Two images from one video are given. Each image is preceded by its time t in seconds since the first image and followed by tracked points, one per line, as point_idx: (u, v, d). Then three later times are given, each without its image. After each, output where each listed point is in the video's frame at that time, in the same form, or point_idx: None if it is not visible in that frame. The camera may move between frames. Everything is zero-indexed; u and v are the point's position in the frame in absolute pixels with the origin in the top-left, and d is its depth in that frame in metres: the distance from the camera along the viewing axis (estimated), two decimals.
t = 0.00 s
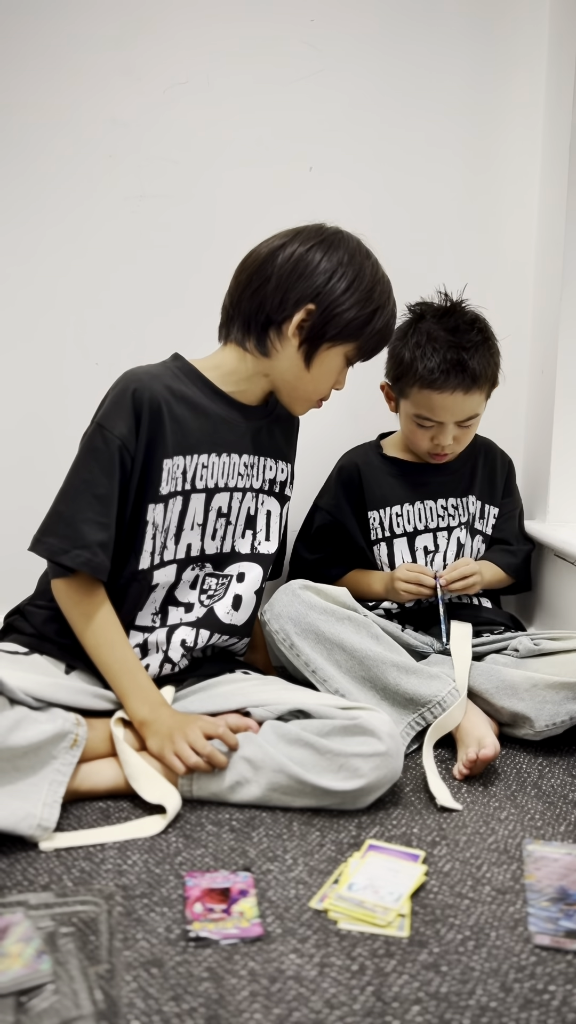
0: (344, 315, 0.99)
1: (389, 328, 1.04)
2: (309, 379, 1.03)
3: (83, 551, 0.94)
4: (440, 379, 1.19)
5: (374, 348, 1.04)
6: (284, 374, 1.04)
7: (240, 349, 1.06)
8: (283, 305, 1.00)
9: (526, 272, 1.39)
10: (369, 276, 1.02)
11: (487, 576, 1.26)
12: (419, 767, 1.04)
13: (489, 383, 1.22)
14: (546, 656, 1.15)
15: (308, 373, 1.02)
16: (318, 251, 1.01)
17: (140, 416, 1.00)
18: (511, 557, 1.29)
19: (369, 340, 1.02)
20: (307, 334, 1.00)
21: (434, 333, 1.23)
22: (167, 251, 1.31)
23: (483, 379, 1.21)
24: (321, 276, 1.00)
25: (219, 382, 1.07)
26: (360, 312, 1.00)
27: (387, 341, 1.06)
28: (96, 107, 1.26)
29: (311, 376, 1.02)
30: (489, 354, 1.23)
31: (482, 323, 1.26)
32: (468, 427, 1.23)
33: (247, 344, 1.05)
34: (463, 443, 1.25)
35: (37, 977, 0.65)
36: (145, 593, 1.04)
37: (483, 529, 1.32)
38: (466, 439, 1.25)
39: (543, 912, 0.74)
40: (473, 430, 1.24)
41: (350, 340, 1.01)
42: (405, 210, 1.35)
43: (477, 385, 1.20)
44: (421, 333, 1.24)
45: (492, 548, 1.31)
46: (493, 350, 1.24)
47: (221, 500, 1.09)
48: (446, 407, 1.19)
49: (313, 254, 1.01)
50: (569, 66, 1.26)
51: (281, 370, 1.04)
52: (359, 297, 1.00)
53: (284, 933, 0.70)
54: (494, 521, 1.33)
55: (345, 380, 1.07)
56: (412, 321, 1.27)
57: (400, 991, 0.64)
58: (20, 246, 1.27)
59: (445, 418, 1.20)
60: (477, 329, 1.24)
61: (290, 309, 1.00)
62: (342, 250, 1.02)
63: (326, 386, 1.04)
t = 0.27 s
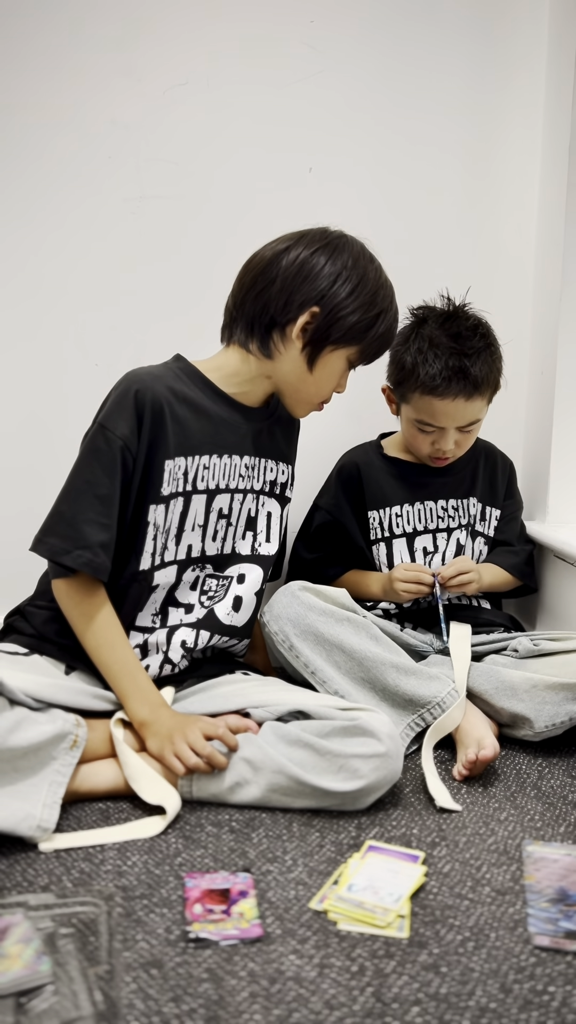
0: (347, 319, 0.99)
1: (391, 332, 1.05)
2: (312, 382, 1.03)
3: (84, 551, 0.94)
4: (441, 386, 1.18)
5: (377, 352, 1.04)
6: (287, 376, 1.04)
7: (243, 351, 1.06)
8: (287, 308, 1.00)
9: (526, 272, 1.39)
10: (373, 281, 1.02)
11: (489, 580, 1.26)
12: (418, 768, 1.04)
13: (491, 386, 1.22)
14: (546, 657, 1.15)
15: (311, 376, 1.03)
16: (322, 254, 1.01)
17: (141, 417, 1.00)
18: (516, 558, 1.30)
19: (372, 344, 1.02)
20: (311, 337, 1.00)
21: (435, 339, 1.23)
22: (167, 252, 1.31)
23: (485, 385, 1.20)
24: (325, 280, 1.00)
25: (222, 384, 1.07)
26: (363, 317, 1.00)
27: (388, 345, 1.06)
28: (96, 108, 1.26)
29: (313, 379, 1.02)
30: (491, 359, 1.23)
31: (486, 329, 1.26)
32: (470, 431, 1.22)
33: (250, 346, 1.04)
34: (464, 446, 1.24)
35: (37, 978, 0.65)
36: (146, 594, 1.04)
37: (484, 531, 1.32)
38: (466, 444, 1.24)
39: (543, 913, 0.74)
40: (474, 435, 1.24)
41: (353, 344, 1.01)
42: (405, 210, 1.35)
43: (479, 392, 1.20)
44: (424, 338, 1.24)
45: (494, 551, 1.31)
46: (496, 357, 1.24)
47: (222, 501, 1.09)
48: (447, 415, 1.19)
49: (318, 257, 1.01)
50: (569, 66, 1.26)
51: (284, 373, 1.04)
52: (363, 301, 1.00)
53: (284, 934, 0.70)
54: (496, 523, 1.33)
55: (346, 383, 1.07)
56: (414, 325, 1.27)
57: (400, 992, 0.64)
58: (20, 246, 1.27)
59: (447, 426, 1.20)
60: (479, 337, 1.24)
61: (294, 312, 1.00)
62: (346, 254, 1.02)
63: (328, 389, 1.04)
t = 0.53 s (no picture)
0: (350, 322, 1.00)
1: (392, 335, 1.05)
2: (313, 383, 1.03)
3: (85, 552, 0.94)
4: (442, 387, 1.18)
5: (378, 354, 1.04)
6: (288, 378, 1.04)
7: (245, 352, 1.06)
8: (290, 310, 1.00)
9: (525, 272, 1.39)
10: (375, 284, 1.02)
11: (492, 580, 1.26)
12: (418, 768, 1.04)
13: (492, 385, 1.22)
14: (546, 658, 1.15)
15: (312, 378, 1.03)
16: (324, 257, 1.01)
17: (143, 417, 1.00)
18: (517, 560, 1.30)
19: (373, 347, 1.03)
20: (314, 339, 1.00)
21: (436, 339, 1.23)
22: (167, 253, 1.31)
23: (485, 385, 1.20)
24: (328, 282, 1.00)
25: (224, 384, 1.07)
26: (365, 320, 1.01)
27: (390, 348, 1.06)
28: (96, 108, 1.26)
29: (315, 381, 1.03)
30: (491, 360, 1.23)
31: (486, 328, 1.26)
32: (471, 431, 1.23)
33: (252, 348, 1.04)
34: (465, 445, 1.24)
35: (37, 979, 0.65)
36: (146, 595, 1.04)
37: (487, 534, 1.32)
38: (467, 444, 1.24)
39: (542, 915, 0.74)
40: (475, 435, 1.24)
41: (355, 346, 1.01)
42: (404, 210, 1.35)
43: (480, 392, 1.20)
44: (425, 339, 1.24)
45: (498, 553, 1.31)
46: (497, 359, 1.24)
47: (222, 502, 1.09)
48: (447, 415, 1.20)
49: (320, 260, 1.01)
50: (568, 66, 1.26)
51: (285, 374, 1.04)
52: (365, 304, 1.01)
53: (283, 935, 0.70)
54: (499, 525, 1.33)
55: (347, 385, 1.08)
56: (415, 325, 1.27)
57: (400, 992, 0.64)
58: (20, 247, 1.27)
59: (447, 425, 1.20)
60: (480, 336, 1.24)
61: (297, 313, 1.00)
62: (349, 257, 1.02)
63: (329, 391, 1.04)
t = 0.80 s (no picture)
0: (350, 323, 1.00)
1: (393, 337, 1.05)
2: (313, 384, 1.03)
3: (86, 552, 0.94)
4: (444, 385, 1.19)
5: (378, 356, 1.04)
6: (288, 379, 1.04)
7: (245, 353, 1.06)
8: (290, 310, 1.00)
9: (525, 272, 1.39)
10: (376, 286, 1.02)
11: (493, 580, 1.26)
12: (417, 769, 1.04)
13: (494, 385, 1.22)
14: (546, 659, 1.16)
15: (312, 378, 1.03)
16: (325, 259, 1.01)
17: (143, 417, 1.00)
18: (518, 560, 1.30)
19: (374, 349, 1.03)
20: (314, 341, 1.00)
21: (438, 339, 1.23)
22: (167, 253, 1.31)
23: (487, 386, 1.21)
24: (329, 283, 1.00)
25: (225, 384, 1.07)
26: (366, 321, 1.01)
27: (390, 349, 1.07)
28: (96, 108, 1.26)
29: (315, 382, 1.03)
30: (493, 359, 1.23)
31: (488, 329, 1.26)
32: (473, 431, 1.23)
33: (253, 348, 1.04)
34: (466, 445, 1.24)
35: (37, 979, 0.65)
36: (146, 595, 1.04)
37: (488, 535, 1.32)
38: (469, 444, 1.24)
39: (542, 915, 0.74)
40: (477, 435, 1.24)
41: (355, 347, 1.01)
42: (404, 210, 1.35)
43: (481, 392, 1.20)
44: (427, 338, 1.24)
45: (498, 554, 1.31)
46: (499, 360, 1.24)
47: (222, 503, 1.09)
48: (449, 415, 1.20)
49: (321, 262, 1.01)
50: (568, 66, 1.26)
51: (286, 375, 1.04)
52: (365, 306, 1.01)
53: (283, 936, 0.70)
54: (499, 527, 1.33)
55: (347, 386, 1.08)
56: (417, 325, 1.27)
57: (399, 993, 0.64)
58: (20, 246, 1.27)
59: (449, 424, 1.20)
60: (482, 336, 1.24)
61: (298, 314, 1.00)
62: (349, 258, 1.02)
63: (329, 392, 1.04)
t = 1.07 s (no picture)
0: (350, 324, 1.00)
1: (393, 338, 1.05)
2: (313, 384, 1.03)
3: (86, 552, 0.94)
4: (444, 377, 1.19)
5: (378, 357, 1.04)
6: (288, 379, 1.04)
7: (245, 353, 1.06)
8: (291, 311, 1.00)
9: (525, 271, 1.39)
10: (376, 287, 1.02)
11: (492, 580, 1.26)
12: (417, 769, 1.04)
13: (494, 382, 1.22)
14: (545, 659, 1.15)
15: (312, 379, 1.03)
16: (326, 259, 1.01)
17: (143, 417, 1.00)
18: (516, 560, 1.30)
19: (373, 350, 1.03)
20: (314, 341, 1.00)
21: (436, 332, 1.24)
22: (167, 253, 1.31)
23: (487, 378, 1.21)
24: (330, 284, 1.00)
25: (225, 384, 1.07)
26: (366, 323, 1.01)
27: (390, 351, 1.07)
28: (96, 107, 1.26)
29: (315, 382, 1.03)
30: (493, 355, 1.23)
31: (485, 324, 1.26)
32: (474, 427, 1.22)
33: (253, 348, 1.04)
34: (468, 445, 1.24)
35: (36, 979, 0.65)
36: (145, 595, 1.04)
37: (486, 535, 1.32)
38: (471, 440, 1.24)
39: (542, 915, 0.74)
40: (479, 430, 1.24)
41: (355, 348, 1.01)
42: (404, 211, 1.35)
43: (481, 385, 1.20)
44: (425, 334, 1.24)
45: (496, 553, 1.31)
46: (498, 353, 1.24)
47: (222, 503, 1.09)
48: (448, 408, 1.20)
49: (322, 262, 1.01)
50: (568, 66, 1.26)
51: (285, 375, 1.04)
52: (366, 307, 1.01)
53: (282, 936, 0.70)
54: (497, 527, 1.33)
55: (346, 387, 1.08)
56: (415, 324, 1.27)
57: (399, 992, 0.64)
58: (20, 246, 1.27)
59: (449, 418, 1.20)
60: (481, 331, 1.24)
61: (298, 315, 1.00)
62: (350, 259, 1.02)
63: (329, 392, 1.04)
